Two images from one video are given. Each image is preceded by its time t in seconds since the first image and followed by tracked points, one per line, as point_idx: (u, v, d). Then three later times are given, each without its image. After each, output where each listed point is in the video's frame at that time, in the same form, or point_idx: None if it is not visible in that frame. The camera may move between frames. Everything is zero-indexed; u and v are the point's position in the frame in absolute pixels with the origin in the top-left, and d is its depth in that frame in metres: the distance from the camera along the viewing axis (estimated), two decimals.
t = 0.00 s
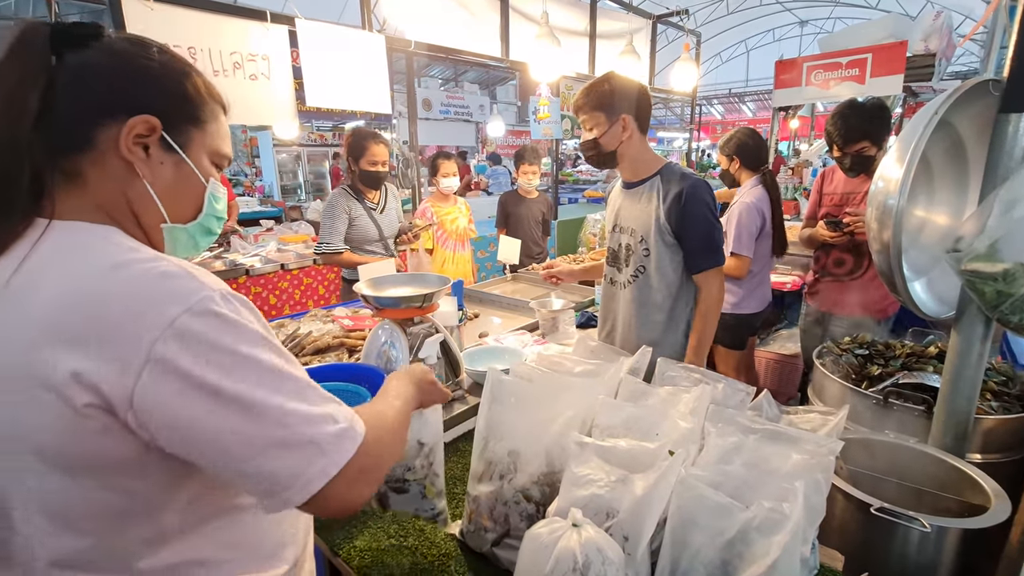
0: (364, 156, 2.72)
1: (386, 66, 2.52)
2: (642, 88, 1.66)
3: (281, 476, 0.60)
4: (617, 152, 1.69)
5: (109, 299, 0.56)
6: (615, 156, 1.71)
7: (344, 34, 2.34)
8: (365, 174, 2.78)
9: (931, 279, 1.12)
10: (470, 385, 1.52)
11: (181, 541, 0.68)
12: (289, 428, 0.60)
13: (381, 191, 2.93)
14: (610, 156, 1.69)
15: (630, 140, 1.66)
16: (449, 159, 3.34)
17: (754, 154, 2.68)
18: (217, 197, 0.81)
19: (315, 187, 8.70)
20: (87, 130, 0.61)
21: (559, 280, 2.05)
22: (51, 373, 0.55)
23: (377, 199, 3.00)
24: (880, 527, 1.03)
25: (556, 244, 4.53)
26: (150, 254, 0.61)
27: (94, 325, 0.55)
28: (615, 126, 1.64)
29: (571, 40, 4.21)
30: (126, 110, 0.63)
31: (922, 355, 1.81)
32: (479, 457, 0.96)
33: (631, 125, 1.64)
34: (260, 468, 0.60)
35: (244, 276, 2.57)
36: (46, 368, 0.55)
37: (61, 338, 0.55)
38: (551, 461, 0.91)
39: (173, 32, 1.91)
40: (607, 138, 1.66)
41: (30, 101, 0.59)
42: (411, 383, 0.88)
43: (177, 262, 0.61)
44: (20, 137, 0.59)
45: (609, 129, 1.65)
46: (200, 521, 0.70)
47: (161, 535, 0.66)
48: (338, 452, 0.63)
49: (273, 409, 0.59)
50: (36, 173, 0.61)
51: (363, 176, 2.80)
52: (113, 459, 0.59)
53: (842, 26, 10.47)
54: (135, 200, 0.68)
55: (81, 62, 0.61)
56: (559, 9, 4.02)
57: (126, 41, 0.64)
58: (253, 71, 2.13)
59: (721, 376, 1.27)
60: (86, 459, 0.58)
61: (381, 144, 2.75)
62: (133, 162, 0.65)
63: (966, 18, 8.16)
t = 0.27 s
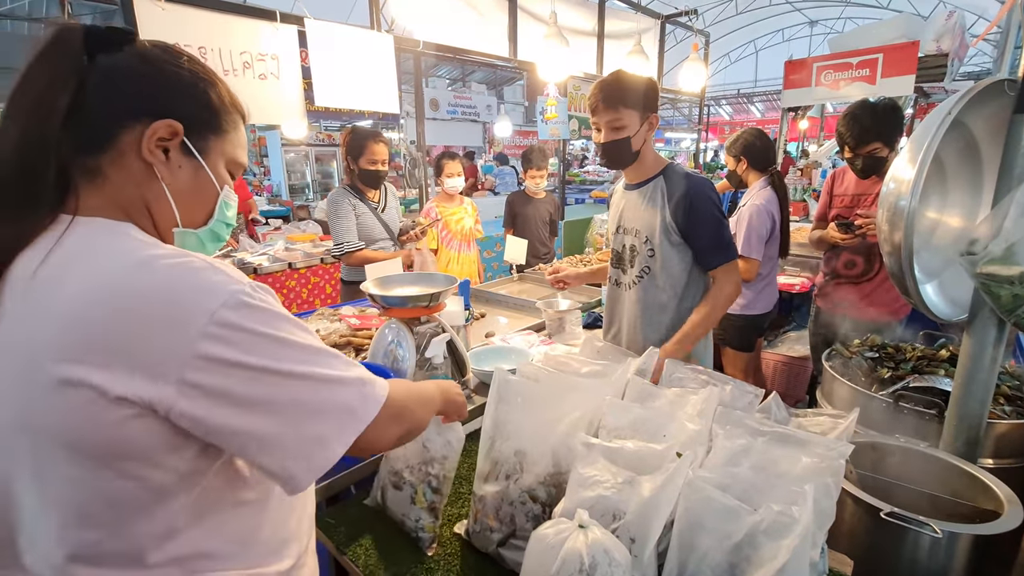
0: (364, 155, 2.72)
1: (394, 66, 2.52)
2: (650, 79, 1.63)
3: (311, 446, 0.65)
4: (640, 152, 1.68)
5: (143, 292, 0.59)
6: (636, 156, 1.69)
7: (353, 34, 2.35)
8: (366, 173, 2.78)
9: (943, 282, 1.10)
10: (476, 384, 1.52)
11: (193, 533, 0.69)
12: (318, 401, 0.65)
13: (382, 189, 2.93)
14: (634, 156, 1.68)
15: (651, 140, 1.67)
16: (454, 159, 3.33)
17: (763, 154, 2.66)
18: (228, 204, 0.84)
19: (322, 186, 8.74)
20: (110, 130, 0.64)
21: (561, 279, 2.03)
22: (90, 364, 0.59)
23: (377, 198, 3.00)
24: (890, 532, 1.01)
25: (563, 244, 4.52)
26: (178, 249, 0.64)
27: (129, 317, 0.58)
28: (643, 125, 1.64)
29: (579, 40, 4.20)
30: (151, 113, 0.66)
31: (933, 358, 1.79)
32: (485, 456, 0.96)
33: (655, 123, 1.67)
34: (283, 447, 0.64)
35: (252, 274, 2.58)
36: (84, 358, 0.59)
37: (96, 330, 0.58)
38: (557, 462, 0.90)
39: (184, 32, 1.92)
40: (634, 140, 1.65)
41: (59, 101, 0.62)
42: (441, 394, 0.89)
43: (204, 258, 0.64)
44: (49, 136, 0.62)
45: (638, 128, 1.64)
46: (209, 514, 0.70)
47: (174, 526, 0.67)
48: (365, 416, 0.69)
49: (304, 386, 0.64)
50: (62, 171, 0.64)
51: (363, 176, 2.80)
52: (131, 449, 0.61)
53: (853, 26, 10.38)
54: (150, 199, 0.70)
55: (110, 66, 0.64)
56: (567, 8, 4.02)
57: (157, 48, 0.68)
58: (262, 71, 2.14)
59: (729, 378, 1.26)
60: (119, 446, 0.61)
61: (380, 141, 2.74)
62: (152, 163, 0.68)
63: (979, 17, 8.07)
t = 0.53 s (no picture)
0: (361, 153, 2.72)
1: (399, 66, 2.52)
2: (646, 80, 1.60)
3: (329, 422, 0.70)
4: (636, 154, 1.67)
5: (168, 290, 0.60)
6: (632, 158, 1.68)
7: (359, 34, 2.36)
8: (363, 173, 2.78)
9: (952, 283, 1.09)
10: (480, 385, 1.52)
11: (199, 530, 0.69)
12: (332, 381, 0.69)
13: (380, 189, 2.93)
14: (631, 159, 1.66)
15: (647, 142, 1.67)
16: (455, 160, 3.30)
17: (769, 155, 2.64)
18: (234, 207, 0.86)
19: (328, 186, 8.78)
20: (127, 131, 0.64)
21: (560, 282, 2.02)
22: (115, 360, 0.59)
23: (377, 198, 3.00)
24: (898, 537, 1.00)
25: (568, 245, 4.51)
26: (194, 248, 0.66)
27: (155, 315, 0.59)
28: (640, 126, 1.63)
29: (584, 40, 4.19)
30: (166, 116, 0.67)
31: (943, 361, 1.77)
32: (489, 457, 0.96)
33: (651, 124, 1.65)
34: (303, 427, 0.69)
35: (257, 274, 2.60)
36: (109, 354, 0.59)
37: (119, 328, 0.59)
38: (561, 464, 0.90)
39: (191, 32, 1.93)
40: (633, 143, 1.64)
41: (76, 101, 0.62)
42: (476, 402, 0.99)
43: (222, 256, 0.66)
44: (66, 135, 0.62)
45: (637, 131, 1.63)
46: (215, 512, 0.71)
47: (183, 523, 0.68)
48: (373, 392, 0.74)
49: (322, 370, 0.68)
50: (82, 169, 0.64)
51: (360, 174, 2.80)
52: (141, 446, 0.62)
53: (862, 25, 10.29)
54: (161, 200, 0.71)
55: (126, 68, 0.64)
56: (573, 8, 4.01)
57: (171, 52, 0.68)
58: (268, 72, 2.15)
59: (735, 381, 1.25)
60: (142, 441, 0.62)
61: (378, 141, 2.74)
62: (165, 165, 0.69)
63: (990, 16, 7.98)
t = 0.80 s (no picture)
0: (357, 153, 2.72)
1: (401, 66, 2.52)
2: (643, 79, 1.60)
3: (333, 421, 0.70)
4: (633, 157, 1.66)
5: (174, 290, 0.59)
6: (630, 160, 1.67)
7: (360, 34, 2.35)
8: (360, 173, 2.77)
9: (956, 285, 1.08)
10: (481, 386, 1.51)
11: (200, 532, 0.69)
12: (336, 379, 0.69)
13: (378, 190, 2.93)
14: (628, 161, 1.65)
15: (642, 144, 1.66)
16: (451, 161, 3.21)
17: (771, 155, 2.63)
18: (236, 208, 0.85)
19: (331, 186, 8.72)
20: (131, 132, 0.64)
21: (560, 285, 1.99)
22: (121, 361, 0.59)
23: (375, 199, 3.01)
24: (901, 541, 0.99)
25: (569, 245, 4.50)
26: (199, 248, 0.65)
27: (162, 315, 0.59)
28: (637, 128, 1.62)
29: (586, 40, 4.19)
30: (170, 117, 0.66)
31: (947, 363, 1.76)
32: (489, 459, 0.95)
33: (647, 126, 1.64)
34: (306, 426, 0.68)
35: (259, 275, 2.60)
36: (116, 354, 0.58)
37: (127, 327, 0.58)
38: (561, 466, 0.90)
39: (191, 32, 1.93)
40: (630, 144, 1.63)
41: (80, 101, 0.61)
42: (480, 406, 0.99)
43: (227, 255, 0.66)
44: (71, 135, 0.62)
45: (634, 132, 1.62)
46: (215, 514, 0.70)
47: (183, 524, 0.67)
48: (375, 391, 0.74)
49: (326, 368, 0.68)
50: (87, 169, 0.64)
51: (358, 175, 2.79)
52: (142, 447, 0.61)
53: (864, 26, 10.26)
54: (165, 201, 0.70)
55: (130, 69, 0.64)
56: (575, 9, 4.00)
57: (174, 53, 0.68)
58: (269, 72, 2.15)
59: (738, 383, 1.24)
60: (147, 441, 0.61)
61: (376, 141, 2.73)
62: (168, 165, 0.68)
63: (994, 16, 7.95)
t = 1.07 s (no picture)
0: (361, 154, 2.70)
1: (404, 66, 2.51)
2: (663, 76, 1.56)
3: (337, 421, 0.69)
4: (651, 157, 1.63)
5: (181, 290, 0.59)
6: (648, 161, 1.64)
7: (363, 34, 2.35)
8: (362, 174, 2.76)
9: (964, 287, 1.07)
10: (484, 387, 1.51)
11: (201, 532, 0.68)
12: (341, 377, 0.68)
13: (380, 192, 2.92)
14: (645, 162, 1.63)
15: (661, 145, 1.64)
16: (451, 162, 3.19)
17: (776, 155, 2.62)
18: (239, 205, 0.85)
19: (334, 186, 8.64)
20: (135, 133, 0.64)
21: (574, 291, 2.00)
22: (126, 360, 0.58)
23: (378, 201, 3.01)
24: (908, 546, 0.98)
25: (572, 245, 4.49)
26: (204, 247, 0.65)
27: (168, 314, 0.58)
28: (655, 128, 1.59)
29: (590, 40, 4.18)
30: (173, 117, 0.66)
31: (953, 366, 1.74)
32: (491, 461, 0.94)
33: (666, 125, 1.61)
34: (308, 427, 0.67)
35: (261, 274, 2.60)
36: (122, 355, 0.58)
37: (133, 327, 0.58)
38: (564, 469, 0.89)
39: (195, 32, 1.93)
40: (646, 146, 1.61)
41: (82, 101, 0.61)
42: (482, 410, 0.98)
43: (233, 254, 0.65)
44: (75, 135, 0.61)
45: (650, 133, 1.59)
46: (216, 515, 0.70)
47: (185, 525, 0.67)
48: (380, 391, 0.73)
49: (331, 365, 0.68)
50: (92, 169, 0.63)
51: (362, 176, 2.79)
52: (144, 448, 0.61)
53: (869, 25, 10.22)
54: (169, 201, 0.70)
55: (133, 69, 0.64)
56: (578, 8, 3.99)
57: (175, 52, 0.68)
58: (272, 72, 2.15)
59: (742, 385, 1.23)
60: (151, 441, 0.61)
61: (377, 141, 2.71)
62: (172, 165, 0.68)
63: (1000, 16, 7.89)
